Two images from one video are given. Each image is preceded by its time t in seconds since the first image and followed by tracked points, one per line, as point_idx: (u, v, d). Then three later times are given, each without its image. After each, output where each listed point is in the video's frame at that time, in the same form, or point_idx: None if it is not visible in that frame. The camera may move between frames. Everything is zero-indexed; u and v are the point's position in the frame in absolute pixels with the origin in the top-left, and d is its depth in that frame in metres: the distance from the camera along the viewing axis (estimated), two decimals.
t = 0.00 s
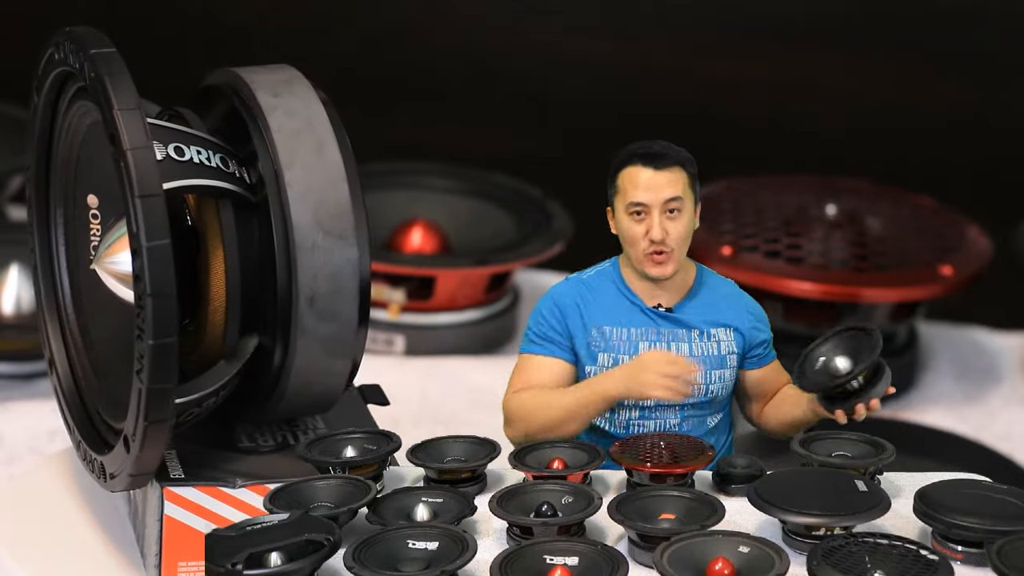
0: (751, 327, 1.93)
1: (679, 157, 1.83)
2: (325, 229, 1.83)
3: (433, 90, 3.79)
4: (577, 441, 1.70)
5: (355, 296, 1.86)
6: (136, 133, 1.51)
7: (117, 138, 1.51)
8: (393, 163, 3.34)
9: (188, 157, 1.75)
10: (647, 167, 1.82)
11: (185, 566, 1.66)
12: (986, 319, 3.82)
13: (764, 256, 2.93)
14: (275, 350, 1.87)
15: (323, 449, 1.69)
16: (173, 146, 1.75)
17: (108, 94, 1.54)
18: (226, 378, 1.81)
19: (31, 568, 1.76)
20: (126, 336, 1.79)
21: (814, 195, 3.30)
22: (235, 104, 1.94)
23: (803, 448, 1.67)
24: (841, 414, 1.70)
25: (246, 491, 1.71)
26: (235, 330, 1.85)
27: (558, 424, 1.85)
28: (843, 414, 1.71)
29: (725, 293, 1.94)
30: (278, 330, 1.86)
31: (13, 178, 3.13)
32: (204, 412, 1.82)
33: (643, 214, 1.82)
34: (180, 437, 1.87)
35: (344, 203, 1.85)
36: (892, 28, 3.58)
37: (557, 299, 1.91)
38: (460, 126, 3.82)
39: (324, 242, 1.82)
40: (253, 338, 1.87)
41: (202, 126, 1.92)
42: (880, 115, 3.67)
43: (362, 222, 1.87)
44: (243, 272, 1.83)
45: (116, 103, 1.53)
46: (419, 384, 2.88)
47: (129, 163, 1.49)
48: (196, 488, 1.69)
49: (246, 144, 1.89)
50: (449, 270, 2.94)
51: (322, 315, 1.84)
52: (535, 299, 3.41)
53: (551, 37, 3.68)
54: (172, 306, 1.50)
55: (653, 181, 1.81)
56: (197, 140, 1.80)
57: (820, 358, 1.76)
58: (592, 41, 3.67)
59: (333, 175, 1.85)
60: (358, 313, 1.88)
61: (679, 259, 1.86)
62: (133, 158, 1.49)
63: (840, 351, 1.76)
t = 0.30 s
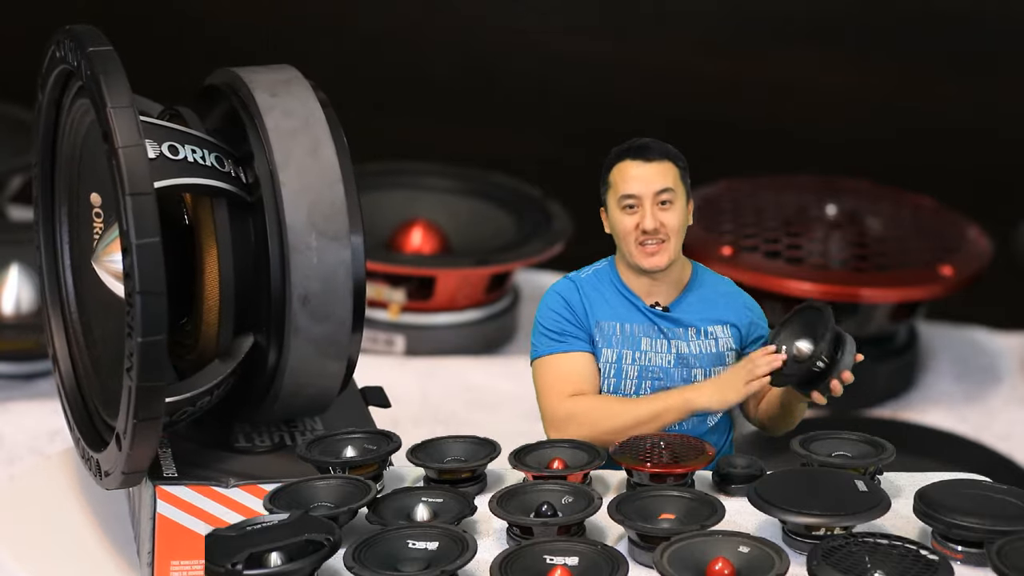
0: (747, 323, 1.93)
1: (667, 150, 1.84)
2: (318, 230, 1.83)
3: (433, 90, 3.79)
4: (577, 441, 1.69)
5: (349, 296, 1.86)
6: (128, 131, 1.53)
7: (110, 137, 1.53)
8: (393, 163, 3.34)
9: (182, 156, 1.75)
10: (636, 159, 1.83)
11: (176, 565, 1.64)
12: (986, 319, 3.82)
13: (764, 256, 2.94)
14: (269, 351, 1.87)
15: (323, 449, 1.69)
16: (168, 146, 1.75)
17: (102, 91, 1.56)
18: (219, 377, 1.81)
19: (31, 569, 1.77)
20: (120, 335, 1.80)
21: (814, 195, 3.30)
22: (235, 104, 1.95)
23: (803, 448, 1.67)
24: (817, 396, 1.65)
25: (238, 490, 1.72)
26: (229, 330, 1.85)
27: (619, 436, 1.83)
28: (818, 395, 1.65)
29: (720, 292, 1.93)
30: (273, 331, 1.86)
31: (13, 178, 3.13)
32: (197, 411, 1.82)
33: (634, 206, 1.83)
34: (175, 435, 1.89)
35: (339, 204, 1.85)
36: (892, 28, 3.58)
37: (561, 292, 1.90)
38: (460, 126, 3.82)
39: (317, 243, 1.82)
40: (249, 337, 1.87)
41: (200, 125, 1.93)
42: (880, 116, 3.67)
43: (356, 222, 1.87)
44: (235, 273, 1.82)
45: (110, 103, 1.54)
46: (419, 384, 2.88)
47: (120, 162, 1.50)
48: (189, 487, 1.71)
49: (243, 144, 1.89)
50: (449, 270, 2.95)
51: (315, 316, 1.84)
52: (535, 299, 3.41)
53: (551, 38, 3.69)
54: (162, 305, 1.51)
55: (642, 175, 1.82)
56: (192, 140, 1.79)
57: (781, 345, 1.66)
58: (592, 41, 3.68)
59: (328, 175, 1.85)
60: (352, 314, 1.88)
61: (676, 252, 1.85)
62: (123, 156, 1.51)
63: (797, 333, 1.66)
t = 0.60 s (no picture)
0: (736, 319, 1.96)
1: (643, 153, 1.89)
2: (313, 230, 1.84)
3: (433, 90, 3.79)
4: (578, 441, 1.69)
5: (342, 297, 1.87)
6: (121, 129, 1.55)
7: (103, 134, 1.55)
8: (393, 163, 3.34)
9: (177, 154, 1.74)
10: (611, 165, 1.88)
11: (169, 564, 1.65)
12: (986, 319, 3.82)
13: (764, 256, 2.94)
14: (263, 351, 1.89)
15: (324, 449, 1.69)
16: (162, 143, 1.75)
17: (96, 89, 1.58)
18: (213, 376, 1.81)
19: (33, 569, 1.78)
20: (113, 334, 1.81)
21: (814, 196, 3.30)
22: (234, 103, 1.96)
23: (803, 447, 1.67)
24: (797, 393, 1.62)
25: (231, 490, 1.71)
26: (223, 330, 1.84)
27: (608, 438, 1.84)
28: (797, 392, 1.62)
29: (709, 291, 1.96)
30: (266, 331, 1.88)
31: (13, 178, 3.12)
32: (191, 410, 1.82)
33: (614, 212, 1.88)
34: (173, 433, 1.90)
35: (333, 204, 1.86)
36: (892, 28, 3.59)
37: (550, 299, 1.94)
38: (460, 127, 3.82)
39: (311, 243, 1.84)
40: (244, 337, 1.88)
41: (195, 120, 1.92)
42: (880, 116, 3.68)
43: (351, 223, 1.88)
44: (229, 273, 1.82)
45: (104, 100, 1.57)
46: (419, 384, 2.88)
47: (111, 161, 1.52)
48: (182, 486, 1.70)
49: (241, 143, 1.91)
50: (449, 270, 2.95)
51: (308, 316, 1.86)
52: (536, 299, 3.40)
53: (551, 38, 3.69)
54: (152, 302, 1.53)
55: (620, 179, 1.87)
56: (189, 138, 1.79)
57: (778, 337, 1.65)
58: (592, 41, 3.68)
59: (324, 176, 1.87)
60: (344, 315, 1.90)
61: (658, 255, 1.90)
62: (115, 155, 1.53)
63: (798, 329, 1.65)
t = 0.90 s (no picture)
0: (728, 318, 2.00)
1: (624, 158, 1.93)
2: (307, 230, 1.84)
3: (433, 90, 3.79)
4: (577, 441, 1.69)
5: (336, 297, 1.87)
6: (114, 128, 1.58)
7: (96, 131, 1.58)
8: (393, 162, 3.33)
9: (171, 153, 1.74)
10: (592, 170, 1.92)
11: (162, 563, 1.61)
12: (986, 319, 3.82)
13: (764, 256, 2.94)
14: (258, 352, 1.89)
15: (324, 449, 1.69)
16: (158, 142, 1.74)
17: (91, 88, 1.61)
18: (207, 376, 1.80)
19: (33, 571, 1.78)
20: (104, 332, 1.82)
21: (814, 195, 3.30)
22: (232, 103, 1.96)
23: (803, 448, 1.67)
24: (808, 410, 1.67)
25: (223, 489, 1.73)
26: (217, 331, 1.83)
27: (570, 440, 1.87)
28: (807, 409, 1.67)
29: (700, 294, 2.00)
30: (261, 332, 1.87)
31: (13, 178, 3.12)
32: (186, 409, 1.81)
33: (598, 217, 1.91)
34: (171, 431, 1.91)
35: (328, 204, 1.87)
36: (892, 28, 3.59)
37: (532, 308, 1.98)
38: (460, 126, 3.82)
39: (305, 243, 1.84)
40: (239, 337, 1.88)
41: (191, 117, 1.92)
42: (880, 116, 3.67)
43: (346, 223, 1.88)
44: (223, 273, 1.82)
45: (97, 98, 1.60)
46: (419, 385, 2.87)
47: (103, 157, 1.55)
48: (172, 484, 1.72)
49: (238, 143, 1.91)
50: (449, 270, 2.95)
51: (302, 316, 1.86)
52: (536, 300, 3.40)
53: (551, 38, 3.69)
54: (140, 300, 1.54)
55: (602, 184, 1.91)
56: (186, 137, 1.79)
57: (793, 350, 1.72)
58: (592, 41, 3.68)
59: (320, 176, 1.87)
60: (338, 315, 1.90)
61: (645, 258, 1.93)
62: (108, 151, 1.55)
63: (816, 346, 1.70)
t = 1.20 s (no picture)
0: (721, 317, 2.00)
1: (615, 160, 1.90)
2: (300, 229, 1.84)
3: (433, 90, 3.79)
4: (577, 441, 1.69)
5: (330, 298, 1.87)
6: (106, 126, 1.60)
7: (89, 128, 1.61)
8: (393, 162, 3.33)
9: (166, 152, 1.74)
10: (582, 173, 1.89)
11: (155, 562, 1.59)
12: (986, 319, 3.81)
13: (764, 256, 2.94)
14: (252, 352, 1.89)
15: (324, 449, 1.69)
16: (154, 140, 1.75)
17: (86, 84, 1.64)
18: (202, 374, 1.82)
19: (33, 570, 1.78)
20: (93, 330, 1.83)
21: (814, 196, 3.30)
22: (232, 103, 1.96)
23: (803, 448, 1.67)
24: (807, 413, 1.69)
25: (216, 488, 1.74)
26: (212, 331, 1.85)
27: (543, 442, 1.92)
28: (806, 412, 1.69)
29: (691, 296, 2.00)
30: (255, 331, 1.88)
31: (13, 178, 3.12)
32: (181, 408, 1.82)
33: (588, 222, 1.89)
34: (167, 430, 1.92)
35: (322, 204, 1.86)
36: (892, 28, 3.58)
37: (521, 311, 1.99)
38: (460, 126, 3.82)
39: (299, 242, 1.84)
40: (234, 336, 1.89)
41: (190, 115, 1.93)
42: (880, 116, 3.67)
43: (341, 223, 1.88)
44: (218, 272, 1.84)
45: (92, 95, 1.62)
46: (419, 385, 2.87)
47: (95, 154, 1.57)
48: (167, 483, 1.74)
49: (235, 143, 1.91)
50: (449, 270, 2.95)
51: (295, 316, 1.86)
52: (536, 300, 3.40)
53: (551, 38, 3.69)
54: (129, 297, 1.56)
55: (592, 188, 1.88)
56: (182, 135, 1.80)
57: (791, 352, 1.74)
58: (592, 41, 3.68)
59: (314, 176, 1.86)
60: (332, 315, 1.90)
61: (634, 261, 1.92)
62: (99, 149, 1.58)
63: (814, 348, 1.72)
